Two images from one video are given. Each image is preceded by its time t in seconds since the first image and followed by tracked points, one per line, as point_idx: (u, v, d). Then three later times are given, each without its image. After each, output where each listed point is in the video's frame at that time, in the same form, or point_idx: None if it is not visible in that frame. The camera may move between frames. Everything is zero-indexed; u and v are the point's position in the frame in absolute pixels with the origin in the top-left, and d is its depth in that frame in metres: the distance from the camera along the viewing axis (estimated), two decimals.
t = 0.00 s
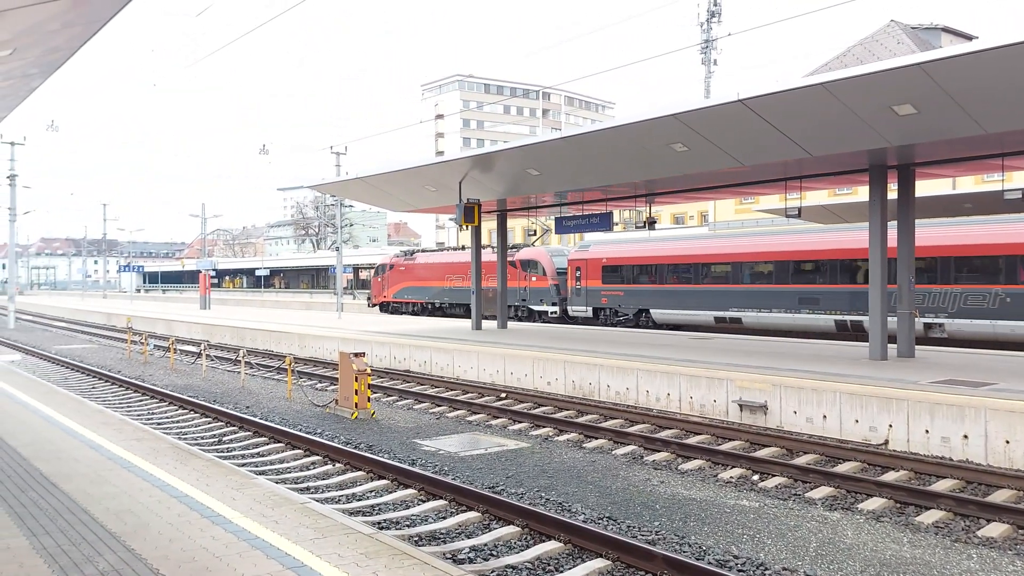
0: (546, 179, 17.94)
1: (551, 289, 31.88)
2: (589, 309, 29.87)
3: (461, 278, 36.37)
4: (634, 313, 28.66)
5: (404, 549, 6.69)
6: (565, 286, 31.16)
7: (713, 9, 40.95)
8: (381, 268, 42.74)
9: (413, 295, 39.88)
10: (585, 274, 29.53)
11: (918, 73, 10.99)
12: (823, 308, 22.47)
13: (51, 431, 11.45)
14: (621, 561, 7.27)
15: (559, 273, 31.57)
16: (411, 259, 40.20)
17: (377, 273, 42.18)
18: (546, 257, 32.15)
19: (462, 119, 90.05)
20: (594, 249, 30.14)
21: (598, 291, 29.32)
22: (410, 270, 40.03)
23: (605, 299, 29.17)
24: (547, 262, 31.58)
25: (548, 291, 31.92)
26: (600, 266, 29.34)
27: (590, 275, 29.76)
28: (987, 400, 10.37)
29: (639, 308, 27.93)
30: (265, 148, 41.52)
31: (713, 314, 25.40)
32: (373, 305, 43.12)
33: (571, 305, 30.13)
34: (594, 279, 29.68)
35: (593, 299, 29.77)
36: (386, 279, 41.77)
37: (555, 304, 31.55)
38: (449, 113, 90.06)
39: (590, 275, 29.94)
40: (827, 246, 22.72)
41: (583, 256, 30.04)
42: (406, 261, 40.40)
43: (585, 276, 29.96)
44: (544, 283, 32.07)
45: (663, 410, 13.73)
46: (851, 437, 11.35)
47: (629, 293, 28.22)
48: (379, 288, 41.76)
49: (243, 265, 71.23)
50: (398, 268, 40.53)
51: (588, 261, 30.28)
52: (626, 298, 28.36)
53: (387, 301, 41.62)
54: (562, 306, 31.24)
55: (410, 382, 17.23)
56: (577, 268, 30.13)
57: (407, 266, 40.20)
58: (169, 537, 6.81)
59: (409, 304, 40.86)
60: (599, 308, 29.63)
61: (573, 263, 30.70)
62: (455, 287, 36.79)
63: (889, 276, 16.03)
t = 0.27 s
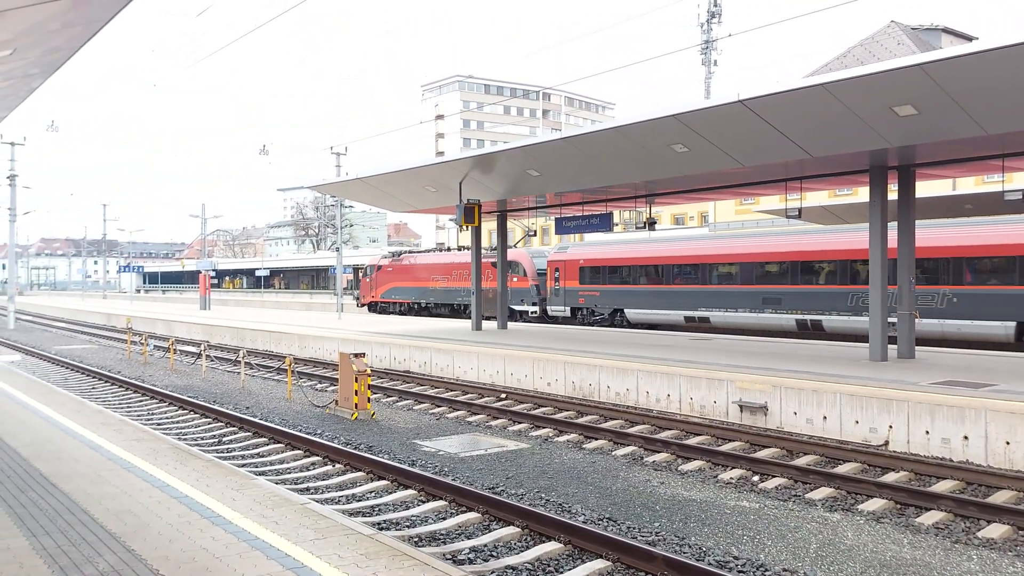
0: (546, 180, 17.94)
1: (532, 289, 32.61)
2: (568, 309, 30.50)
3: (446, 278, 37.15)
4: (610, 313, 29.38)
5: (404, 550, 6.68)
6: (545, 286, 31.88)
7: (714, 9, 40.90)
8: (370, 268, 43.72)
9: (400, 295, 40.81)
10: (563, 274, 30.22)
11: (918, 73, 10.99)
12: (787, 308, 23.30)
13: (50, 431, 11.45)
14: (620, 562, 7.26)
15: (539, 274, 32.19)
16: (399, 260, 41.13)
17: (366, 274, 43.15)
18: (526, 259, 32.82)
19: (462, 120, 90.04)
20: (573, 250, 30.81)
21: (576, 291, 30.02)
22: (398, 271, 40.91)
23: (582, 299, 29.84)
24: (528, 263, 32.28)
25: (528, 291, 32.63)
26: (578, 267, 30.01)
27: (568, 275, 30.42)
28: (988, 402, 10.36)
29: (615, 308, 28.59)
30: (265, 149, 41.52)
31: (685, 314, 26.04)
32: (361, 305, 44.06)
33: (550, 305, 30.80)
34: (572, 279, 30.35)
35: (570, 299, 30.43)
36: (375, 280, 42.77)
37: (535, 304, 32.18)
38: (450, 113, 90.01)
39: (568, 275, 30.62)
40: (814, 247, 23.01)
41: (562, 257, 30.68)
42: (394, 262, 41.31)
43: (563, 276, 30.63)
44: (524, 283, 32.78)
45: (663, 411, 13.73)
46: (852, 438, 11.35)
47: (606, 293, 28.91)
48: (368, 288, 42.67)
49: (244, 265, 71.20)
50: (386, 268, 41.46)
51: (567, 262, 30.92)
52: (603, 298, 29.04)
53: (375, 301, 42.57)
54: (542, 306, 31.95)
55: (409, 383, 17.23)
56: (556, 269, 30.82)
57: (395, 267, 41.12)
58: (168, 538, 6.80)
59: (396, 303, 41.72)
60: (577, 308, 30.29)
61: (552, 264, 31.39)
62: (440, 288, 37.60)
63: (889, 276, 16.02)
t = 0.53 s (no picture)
0: (548, 180, 17.94)
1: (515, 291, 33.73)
2: (548, 309, 31.45)
3: (434, 279, 38.07)
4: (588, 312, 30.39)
5: (405, 550, 6.68)
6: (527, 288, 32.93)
7: (715, 9, 40.86)
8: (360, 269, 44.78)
9: (389, 295, 41.85)
10: (545, 275, 31.17)
11: (920, 73, 10.97)
12: (753, 307, 24.35)
13: (51, 431, 11.47)
14: (621, 562, 7.26)
15: (522, 275, 33.26)
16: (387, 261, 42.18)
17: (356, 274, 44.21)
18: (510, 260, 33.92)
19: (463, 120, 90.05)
20: (553, 251, 31.70)
21: (555, 291, 30.98)
22: (387, 272, 41.89)
23: (562, 299, 30.78)
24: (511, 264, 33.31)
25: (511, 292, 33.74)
26: (558, 268, 30.92)
27: (549, 276, 31.35)
28: (990, 402, 10.33)
29: (593, 308, 29.57)
30: (267, 149, 41.56)
31: (658, 314, 27.01)
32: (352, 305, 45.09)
33: (531, 304, 31.67)
34: (553, 280, 31.31)
35: (550, 299, 31.35)
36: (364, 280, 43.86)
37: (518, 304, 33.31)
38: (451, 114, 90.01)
39: (548, 276, 31.54)
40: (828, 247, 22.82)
41: (543, 258, 31.59)
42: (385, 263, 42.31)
43: (544, 277, 31.53)
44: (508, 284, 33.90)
45: (665, 411, 13.71)
46: (853, 439, 11.34)
47: (584, 293, 29.93)
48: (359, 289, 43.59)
49: (245, 266, 71.19)
50: (377, 269, 42.48)
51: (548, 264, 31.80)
52: (581, 298, 30.03)
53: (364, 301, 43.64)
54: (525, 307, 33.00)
55: (410, 383, 17.23)
56: (537, 270, 31.74)
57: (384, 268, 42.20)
58: (169, 538, 6.80)
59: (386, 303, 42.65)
60: (556, 308, 31.25)
61: (534, 266, 32.33)
62: (428, 288, 38.54)
63: (891, 277, 15.99)
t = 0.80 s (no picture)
0: (548, 181, 17.95)
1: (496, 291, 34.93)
2: (527, 308, 32.42)
3: (419, 280, 39.04)
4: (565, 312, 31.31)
5: (405, 551, 6.67)
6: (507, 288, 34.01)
7: (715, 11, 40.90)
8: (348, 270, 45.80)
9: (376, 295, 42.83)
10: (524, 276, 32.18)
11: (920, 74, 10.97)
12: (718, 306, 25.26)
13: (51, 432, 11.45)
14: (621, 563, 7.25)
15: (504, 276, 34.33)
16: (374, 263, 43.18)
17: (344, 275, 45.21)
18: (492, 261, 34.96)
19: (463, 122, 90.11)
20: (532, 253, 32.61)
21: (534, 292, 31.93)
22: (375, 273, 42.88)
23: (540, 299, 31.71)
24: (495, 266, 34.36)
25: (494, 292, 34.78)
26: (537, 270, 31.81)
27: (528, 277, 32.27)
28: (990, 404, 10.33)
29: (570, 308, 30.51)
30: (267, 150, 41.58)
31: (631, 313, 27.95)
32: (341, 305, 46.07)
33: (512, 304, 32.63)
34: (533, 281, 32.25)
35: (529, 299, 32.30)
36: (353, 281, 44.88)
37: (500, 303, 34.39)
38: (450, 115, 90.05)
39: (527, 277, 32.47)
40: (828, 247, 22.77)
41: (523, 260, 32.50)
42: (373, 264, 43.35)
43: (523, 278, 32.44)
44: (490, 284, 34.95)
45: (665, 412, 13.71)
46: (853, 440, 11.33)
47: (561, 294, 30.82)
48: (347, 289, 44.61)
49: (244, 266, 71.15)
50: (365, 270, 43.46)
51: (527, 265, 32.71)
52: (559, 298, 30.93)
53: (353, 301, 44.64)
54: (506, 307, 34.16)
55: (410, 384, 17.21)
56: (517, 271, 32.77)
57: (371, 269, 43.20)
58: (169, 539, 6.79)
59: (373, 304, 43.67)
60: (535, 308, 32.21)
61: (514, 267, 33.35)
62: (414, 288, 39.57)
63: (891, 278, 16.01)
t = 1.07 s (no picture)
0: (547, 182, 17.94)
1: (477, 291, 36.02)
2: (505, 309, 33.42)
3: (402, 280, 40.03)
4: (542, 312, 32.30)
5: (403, 551, 6.66)
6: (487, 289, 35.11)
7: (713, 12, 40.93)
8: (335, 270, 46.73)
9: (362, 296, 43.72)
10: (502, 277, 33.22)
11: (918, 75, 10.98)
12: (684, 306, 26.25)
13: (49, 432, 11.44)
14: (619, 564, 7.24)
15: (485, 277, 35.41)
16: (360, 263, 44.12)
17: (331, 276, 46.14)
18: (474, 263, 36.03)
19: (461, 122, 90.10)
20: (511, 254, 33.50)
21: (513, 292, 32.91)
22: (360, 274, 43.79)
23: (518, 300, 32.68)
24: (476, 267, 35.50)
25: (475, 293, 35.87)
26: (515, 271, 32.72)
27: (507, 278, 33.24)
28: (988, 405, 10.32)
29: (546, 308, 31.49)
30: (265, 150, 41.56)
31: (604, 313, 28.92)
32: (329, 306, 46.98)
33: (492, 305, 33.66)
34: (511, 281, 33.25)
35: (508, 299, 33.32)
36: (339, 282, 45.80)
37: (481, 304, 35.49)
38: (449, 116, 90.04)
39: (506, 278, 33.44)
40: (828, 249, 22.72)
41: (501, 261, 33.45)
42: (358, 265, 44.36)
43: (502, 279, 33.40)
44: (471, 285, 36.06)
45: (663, 413, 13.70)
46: (851, 441, 11.33)
47: (538, 294, 31.76)
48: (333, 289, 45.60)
49: (242, 267, 71.01)
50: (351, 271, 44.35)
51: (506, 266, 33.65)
52: (536, 298, 31.86)
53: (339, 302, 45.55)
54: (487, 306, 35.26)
55: (408, 385, 17.19)
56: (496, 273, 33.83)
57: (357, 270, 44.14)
58: (166, 540, 6.77)
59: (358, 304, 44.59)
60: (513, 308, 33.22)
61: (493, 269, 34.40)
62: (398, 289, 40.56)
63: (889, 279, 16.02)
